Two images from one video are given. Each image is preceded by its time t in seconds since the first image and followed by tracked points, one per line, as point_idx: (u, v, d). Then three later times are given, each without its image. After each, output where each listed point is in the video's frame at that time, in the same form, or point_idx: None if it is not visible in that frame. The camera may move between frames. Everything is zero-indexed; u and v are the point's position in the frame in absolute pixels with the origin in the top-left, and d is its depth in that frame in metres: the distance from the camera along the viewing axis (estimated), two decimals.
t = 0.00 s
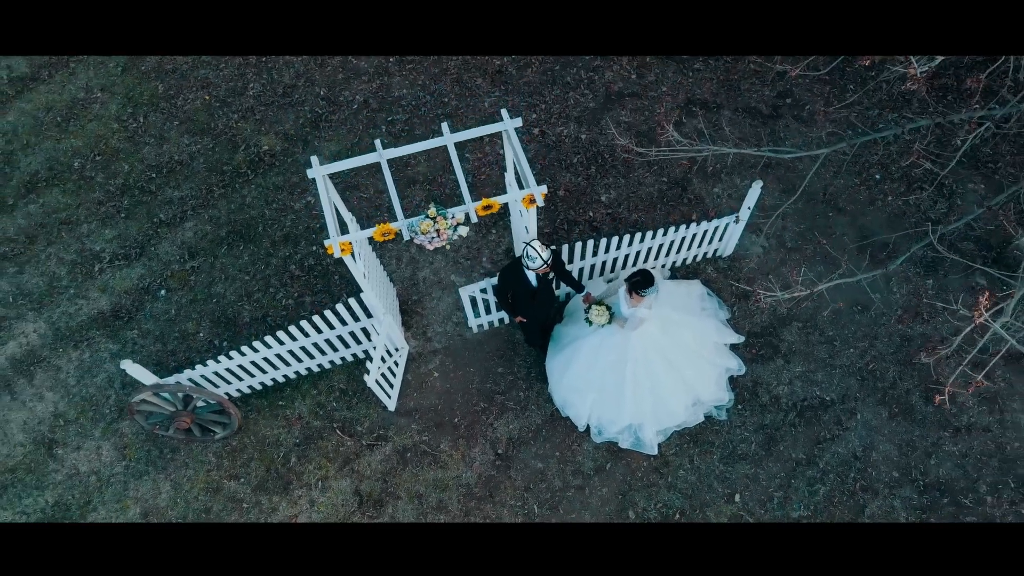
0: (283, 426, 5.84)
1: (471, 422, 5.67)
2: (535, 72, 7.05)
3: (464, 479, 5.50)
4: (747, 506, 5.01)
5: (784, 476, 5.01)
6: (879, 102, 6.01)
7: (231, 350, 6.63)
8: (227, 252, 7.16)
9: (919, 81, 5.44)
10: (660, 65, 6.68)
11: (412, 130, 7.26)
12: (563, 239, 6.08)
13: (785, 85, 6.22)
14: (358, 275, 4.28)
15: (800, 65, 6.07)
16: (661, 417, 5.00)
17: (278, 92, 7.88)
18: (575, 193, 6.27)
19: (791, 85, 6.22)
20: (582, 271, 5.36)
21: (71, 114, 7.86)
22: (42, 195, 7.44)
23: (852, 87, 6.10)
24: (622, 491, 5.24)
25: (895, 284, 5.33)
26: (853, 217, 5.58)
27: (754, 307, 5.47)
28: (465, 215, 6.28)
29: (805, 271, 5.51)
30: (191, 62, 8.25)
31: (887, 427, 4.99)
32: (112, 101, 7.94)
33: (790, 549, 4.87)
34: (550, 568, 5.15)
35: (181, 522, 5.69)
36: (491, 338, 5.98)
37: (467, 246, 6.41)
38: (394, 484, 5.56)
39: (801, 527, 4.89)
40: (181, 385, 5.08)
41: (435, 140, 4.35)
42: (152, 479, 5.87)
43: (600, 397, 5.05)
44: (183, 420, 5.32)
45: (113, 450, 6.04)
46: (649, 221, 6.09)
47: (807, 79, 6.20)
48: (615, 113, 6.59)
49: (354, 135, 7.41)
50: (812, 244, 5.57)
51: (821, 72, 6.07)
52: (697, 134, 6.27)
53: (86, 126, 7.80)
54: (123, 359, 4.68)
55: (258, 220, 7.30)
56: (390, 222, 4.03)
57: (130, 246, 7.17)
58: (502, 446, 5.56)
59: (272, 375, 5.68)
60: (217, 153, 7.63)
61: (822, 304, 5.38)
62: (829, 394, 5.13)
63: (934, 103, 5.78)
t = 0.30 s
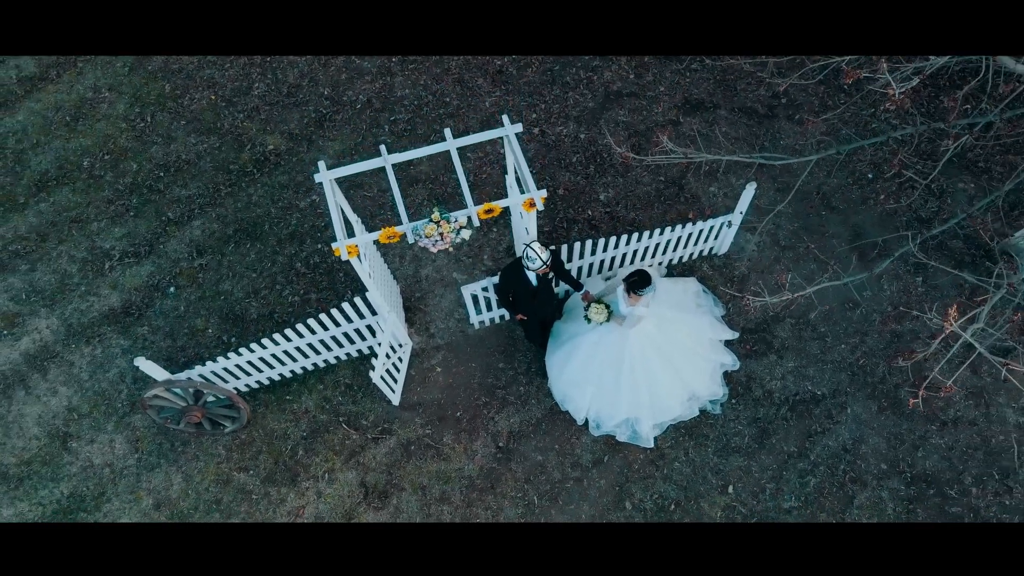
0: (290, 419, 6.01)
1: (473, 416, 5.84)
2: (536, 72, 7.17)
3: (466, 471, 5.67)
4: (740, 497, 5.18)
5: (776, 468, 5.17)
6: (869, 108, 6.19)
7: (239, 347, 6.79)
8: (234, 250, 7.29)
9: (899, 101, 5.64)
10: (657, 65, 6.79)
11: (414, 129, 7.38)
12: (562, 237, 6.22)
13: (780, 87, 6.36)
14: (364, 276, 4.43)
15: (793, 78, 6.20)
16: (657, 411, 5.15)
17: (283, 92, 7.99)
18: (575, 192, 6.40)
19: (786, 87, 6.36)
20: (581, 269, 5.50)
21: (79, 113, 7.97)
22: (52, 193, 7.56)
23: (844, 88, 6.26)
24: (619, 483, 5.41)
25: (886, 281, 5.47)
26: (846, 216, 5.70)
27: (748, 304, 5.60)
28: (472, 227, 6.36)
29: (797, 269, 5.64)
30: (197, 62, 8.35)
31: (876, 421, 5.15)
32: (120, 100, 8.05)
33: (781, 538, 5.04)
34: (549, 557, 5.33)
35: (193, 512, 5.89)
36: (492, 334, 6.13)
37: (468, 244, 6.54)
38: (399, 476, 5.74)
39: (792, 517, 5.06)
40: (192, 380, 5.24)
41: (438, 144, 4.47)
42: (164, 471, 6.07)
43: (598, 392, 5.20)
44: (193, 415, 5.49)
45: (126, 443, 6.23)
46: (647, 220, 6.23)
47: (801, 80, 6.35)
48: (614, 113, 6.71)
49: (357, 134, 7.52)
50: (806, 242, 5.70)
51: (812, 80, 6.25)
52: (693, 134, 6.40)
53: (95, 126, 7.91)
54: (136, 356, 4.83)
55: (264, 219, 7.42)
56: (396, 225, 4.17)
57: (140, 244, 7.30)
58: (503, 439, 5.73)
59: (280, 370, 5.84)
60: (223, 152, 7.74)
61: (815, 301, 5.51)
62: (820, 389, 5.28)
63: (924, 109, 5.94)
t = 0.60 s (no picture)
0: (298, 412, 6.19)
1: (475, 409, 6.01)
2: (535, 71, 7.29)
3: (468, 462, 5.85)
4: (734, 487, 5.35)
5: (769, 459, 5.33)
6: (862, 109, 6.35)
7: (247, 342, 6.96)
8: (241, 247, 7.43)
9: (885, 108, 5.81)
10: (655, 65, 6.90)
11: (416, 128, 7.50)
12: (562, 234, 6.36)
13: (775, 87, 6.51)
14: (369, 276, 4.57)
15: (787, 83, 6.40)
16: (653, 404, 5.31)
17: (287, 91, 8.11)
18: (574, 190, 6.54)
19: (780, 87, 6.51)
20: (579, 267, 5.63)
21: (88, 111, 8.08)
22: (62, 191, 7.69)
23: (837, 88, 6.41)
24: (617, 474, 5.58)
25: (876, 278, 5.60)
26: (840, 214, 5.83)
27: (742, 300, 5.74)
28: (474, 231, 6.60)
29: (791, 266, 5.77)
30: (203, 61, 8.47)
31: (866, 414, 5.31)
32: (127, 99, 8.16)
33: (772, 528, 5.20)
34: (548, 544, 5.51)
35: (204, 501, 6.09)
36: (493, 330, 6.29)
37: (470, 241, 6.69)
38: (403, 467, 5.92)
39: (784, 508, 5.23)
40: (203, 375, 5.41)
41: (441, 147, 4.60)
42: (176, 462, 6.27)
43: (596, 386, 5.35)
44: (203, 408, 5.68)
45: (138, 435, 6.43)
46: (644, 217, 6.37)
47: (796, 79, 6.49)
48: (612, 112, 6.83)
49: (361, 133, 7.65)
50: (799, 240, 5.83)
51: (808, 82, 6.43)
52: (690, 132, 6.53)
53: (103, 124, 8.03)
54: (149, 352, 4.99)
55: (270, 216, 7.56)
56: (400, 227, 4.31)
57: (149, 241, 7.44)
58: (504, 431, 5.90)
59: (287, 365, 6.01)
60: (229, 151, 7.86)
61: (807, 297, 5.66)
62: (811, 382, 5.43)
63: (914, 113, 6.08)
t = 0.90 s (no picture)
0: (305, 406, 6.38)
1: (476, 403, 6.19)
2: (535, 71, 7.41)
3: (470, 454, 6.04)
4: (727, 478, 5.53)
5: (761, 451, 5.51)
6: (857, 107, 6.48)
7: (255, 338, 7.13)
8: (248, 245, 7.56)
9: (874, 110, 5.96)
10: (653, 64, 7.02)
11: (419, 128, 7.63)
12: (561, 232, 6.52)
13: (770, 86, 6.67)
14: (375, 276, 4.74)
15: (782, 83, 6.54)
16: (649, 398, 5.47)
17: (292, 90, 8.20)
18: (573, 188, 6.69)
19: (776, 85, 6.68)
20: (578, 264, 5.77)
21: (95, 110, 8.16)
22: (72, 189, 7.81)
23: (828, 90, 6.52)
24: (614, 465, 5.77)
25: (868, 275, 5.75)
26: (833, 212, 5.98)
27: (736, 296, 5.90)
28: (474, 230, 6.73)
29: (784, 263, 5.93)
30: (208, 60, 8.55)
31: (855, 407, 5.48)
32: (135, 98, 8.23)
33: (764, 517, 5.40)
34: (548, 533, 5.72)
35: (215, 492, 6.30)
36: (494, 325, 6.45)
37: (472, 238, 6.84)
38: (407, 459, 6.12)
39: (775, 498, 5.42)
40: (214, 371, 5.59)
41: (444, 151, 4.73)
42: (188, 454, 6.48)
43: (594, 380, 5.51)
44: (214, 403, 5.87)
45: (151, 428, 6.64)
46: (642, 215, 6.52)
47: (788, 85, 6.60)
48: (610, 111, 6.95)
49: (364, 132, 7.78)
50: (793, 238, 5.98)
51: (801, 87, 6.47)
52: (687, 131, 6.68)
53: (112, 123, 8.11)
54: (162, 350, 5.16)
55: (276, 215, 7.69)
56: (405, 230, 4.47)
57: (158, 238, 7.57)
58: (505, 424, 6.08)
59: (294, 360, 6.19)
60: (236, 150, 7.97)
61: (800, 294, 5.81)
62: (803, 377, 5.60)
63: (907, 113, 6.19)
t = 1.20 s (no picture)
0: (312, 400, 6.58)
1: (478, 397, 6.38)
2: (535, 71, 7.55)
3: (472, 447, 6.24)
4: (720, 470, 5.72)
5: (753, 444, 5.71)
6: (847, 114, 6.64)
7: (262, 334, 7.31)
8: (255, 243, 7.73)
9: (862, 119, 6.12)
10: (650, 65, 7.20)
11: (421, 128, 7.78)
12: (560, 231, 6.68)
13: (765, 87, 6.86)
14: (381, 276, 4.92)
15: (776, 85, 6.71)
16: (645, 393, 5.64)
17: (297, 90, 8.34)
18: (572, 187, 6.85)
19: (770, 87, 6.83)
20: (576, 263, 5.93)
21: (105, 110, 8.32)
22: (83, 188, 7.98)
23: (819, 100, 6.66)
24: (611, 457, 5.96)
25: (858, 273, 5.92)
26: (825, 211, 6.15)
27: (730, 294, 6.07)
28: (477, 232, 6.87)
29: (777, 261, 6.10)
30: (214, 61, 8.69)
31: (844, 401, 5.68)
32: (143, 99, 8.39)
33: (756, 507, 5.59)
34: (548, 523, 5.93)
35: (226, 483, 6.53)
36: (495, 321, 6.63)
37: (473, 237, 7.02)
38: (411, 452, 6.32)
39: (767, 489, 5.61)
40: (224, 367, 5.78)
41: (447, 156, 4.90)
42: (199, 447, 6.70)
43: (592, 375, 5.68)
44: (224, 397, 6.07)
45: (163, 421, 6.86)
46: (638, 214, 6.70)
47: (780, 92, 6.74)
48: (608, 112, 7.11)
49: (368, 132, 7.93)
50: (786, 237, 6.14)
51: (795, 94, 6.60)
52: (684, 132, 6.86)
53: (121, 123, 8.27)
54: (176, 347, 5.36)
55: (282, 213, 7.84)
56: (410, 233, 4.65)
57: (167, 236, 7.74)
58: (505, 418, 6.28)
59: (301, 356, 6.38)
60: (242, 149, 8.11)
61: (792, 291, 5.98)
62: (794, 372, 5.80)
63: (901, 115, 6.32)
